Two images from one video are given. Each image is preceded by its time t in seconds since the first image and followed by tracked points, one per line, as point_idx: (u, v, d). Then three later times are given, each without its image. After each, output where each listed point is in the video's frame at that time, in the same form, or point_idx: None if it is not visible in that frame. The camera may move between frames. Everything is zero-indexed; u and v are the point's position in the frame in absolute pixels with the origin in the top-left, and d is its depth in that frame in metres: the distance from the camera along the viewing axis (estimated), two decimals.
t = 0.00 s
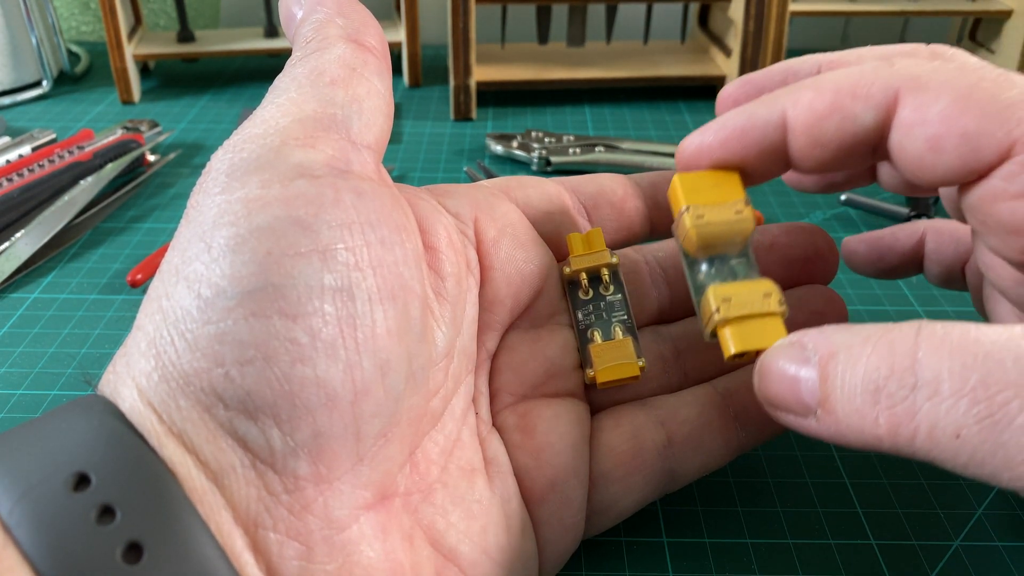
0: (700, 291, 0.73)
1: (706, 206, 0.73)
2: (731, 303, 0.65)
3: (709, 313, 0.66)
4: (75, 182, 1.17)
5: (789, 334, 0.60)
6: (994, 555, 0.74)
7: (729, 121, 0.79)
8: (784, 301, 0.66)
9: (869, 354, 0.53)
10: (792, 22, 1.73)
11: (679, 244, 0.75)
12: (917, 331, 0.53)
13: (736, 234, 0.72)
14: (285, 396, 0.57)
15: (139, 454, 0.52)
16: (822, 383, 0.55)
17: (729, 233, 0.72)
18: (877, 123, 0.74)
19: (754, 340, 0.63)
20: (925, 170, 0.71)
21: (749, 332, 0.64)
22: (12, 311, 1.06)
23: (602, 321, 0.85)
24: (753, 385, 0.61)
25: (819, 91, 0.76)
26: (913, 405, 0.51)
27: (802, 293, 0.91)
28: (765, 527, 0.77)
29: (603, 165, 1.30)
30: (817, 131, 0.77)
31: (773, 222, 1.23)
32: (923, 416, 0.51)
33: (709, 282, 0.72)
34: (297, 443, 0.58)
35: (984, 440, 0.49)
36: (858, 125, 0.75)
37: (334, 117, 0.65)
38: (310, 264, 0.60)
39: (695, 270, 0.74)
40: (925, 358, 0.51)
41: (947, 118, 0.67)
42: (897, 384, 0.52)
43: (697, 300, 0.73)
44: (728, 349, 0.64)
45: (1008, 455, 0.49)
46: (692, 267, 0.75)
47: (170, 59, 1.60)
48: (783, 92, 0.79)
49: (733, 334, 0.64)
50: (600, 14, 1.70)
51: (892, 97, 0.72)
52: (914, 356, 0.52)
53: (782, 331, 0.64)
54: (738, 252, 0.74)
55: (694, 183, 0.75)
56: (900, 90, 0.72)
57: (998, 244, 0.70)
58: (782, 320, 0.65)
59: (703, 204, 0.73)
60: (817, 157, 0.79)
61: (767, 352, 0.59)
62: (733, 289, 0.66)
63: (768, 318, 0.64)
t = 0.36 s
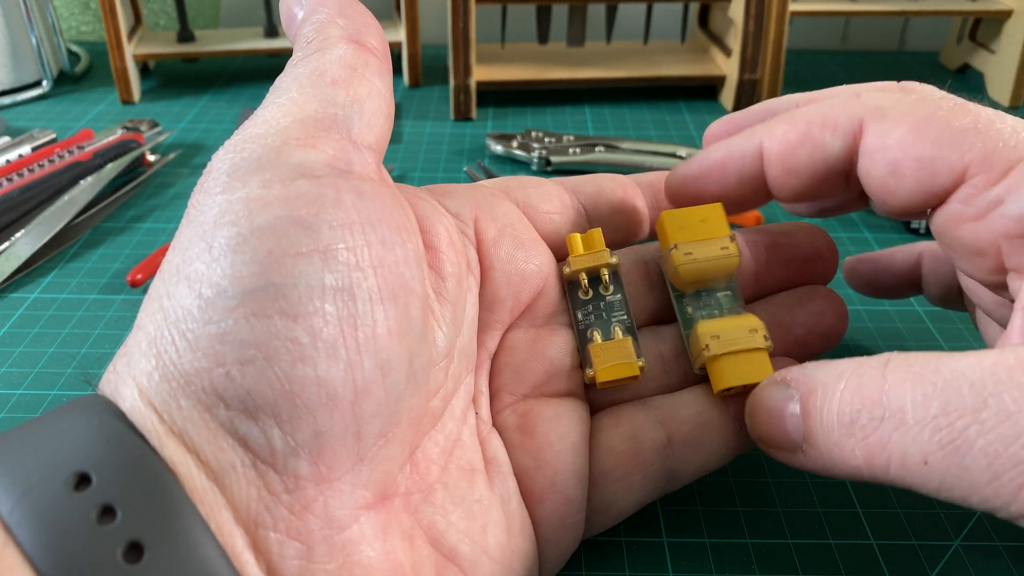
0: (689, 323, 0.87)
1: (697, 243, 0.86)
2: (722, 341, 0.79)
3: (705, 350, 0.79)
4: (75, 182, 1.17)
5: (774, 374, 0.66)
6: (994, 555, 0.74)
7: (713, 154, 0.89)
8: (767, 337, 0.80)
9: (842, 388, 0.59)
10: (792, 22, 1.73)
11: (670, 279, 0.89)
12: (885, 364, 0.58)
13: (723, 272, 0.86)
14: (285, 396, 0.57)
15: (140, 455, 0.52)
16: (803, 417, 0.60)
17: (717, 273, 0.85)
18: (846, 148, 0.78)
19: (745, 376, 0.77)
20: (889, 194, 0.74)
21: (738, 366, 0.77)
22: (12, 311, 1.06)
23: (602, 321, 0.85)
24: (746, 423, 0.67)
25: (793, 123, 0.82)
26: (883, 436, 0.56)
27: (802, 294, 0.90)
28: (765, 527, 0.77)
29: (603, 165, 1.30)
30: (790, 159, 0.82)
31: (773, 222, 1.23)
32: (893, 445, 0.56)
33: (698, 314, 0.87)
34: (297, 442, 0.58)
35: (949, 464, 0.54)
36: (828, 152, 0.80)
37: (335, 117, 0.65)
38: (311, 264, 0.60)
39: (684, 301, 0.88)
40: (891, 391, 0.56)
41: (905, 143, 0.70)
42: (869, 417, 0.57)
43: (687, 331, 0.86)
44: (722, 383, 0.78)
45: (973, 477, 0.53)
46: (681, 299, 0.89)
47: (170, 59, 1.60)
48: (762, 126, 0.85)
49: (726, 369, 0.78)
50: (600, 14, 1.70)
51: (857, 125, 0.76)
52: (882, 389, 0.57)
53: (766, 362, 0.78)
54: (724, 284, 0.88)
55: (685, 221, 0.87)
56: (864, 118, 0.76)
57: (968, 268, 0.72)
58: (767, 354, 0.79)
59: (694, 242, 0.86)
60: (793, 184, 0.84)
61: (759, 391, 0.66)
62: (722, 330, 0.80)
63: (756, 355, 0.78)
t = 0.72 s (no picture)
0: (687, 326, 0.87)
1: (692, 247, 0.86)
2: (717, 343, 0.79)
3: (703, 352, 0.79)
4: (75, 182, 1.17)
5: (791, 368, 0.64)
6: (994, 555, 0.74)
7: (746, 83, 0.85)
8: (766, 339, 0.80)
9: (868, 382, 0.57)
10: (792, 21, 1.73)
11: (667, 283, 0.89)
12: (915, 354, 0.56)
13: (720, 275, 0.86)
14: (286, 396, 0.57)
15: (140, 454, 0.52)
16: (827, 412, 0.58)
17: (715, 275, 0.86)
18: (881, 96, 0.75)
19: (742, 378, 0.77)
20: (914, 148, 0.71)
21: (733, 368, 0.78)
22: (12, 311, 1.06)
23: (602, 321, 0.85)
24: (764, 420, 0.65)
25: (833, 62, 0.79)
26: (911, 431, 0.54)
27: (802, 294, 0.90)
28: (765, 527, 0.77)
29: (603, 165, 1.30)
30: (823, 99, 0.80)
31: (773, 222, 1.23)
32: (923, 442, 0.54)
33: (697, 317, 0.87)
34: (297, 442, 0.58)
35: (984, 463, 0.52)
36: (863, 97, 0.76)
37: (336, 118, 0.65)
38: (311, 264, 0.60)
39: (683, 305, 0.89)
40: (922, 384, 0.54)
41: (944, 95, 0.67)
42: (898, 412, 0.54)
43: (685, 335, 0.87)
44: (720, 385, 0.78)
45: (1010, 477, 0.51)
46: (679, 303, 0.89)
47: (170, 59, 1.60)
48: (801, 62, 0.83)
49: (724, 371, 0.78)
50: (600, 14, 1.70)
51: (899, 72, 0.73)
52: (911, 383, 0.55)
53: (763, 363, 0.78)
54: (721, 287, 0.88)
55: (680, 226, 0.88)
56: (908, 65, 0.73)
57: (990, 244, 0.64)
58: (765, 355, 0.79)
59: (691, 246, 0.86)
60: (821, 126, 0.81)
61: (775, 387, 0.64)
62: (717, 331, 0.81)
63: (754, 356, 0.78)
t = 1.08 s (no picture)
0: (687, 326, 0.87)
1: (692, 247, 0.86)
2: (717, 344, 0.80)
3: (703, 353, 0.79)
4: (75, 182, 1.17)
5: (787, 387, 0.65)
6: (994, 555, 0.74)
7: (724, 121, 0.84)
8: (766, 339, 0.80)
9: (858, 402, 0.57)
10: (792, 21, 1.73)
11: (667, 283, 0.89)
12: (903, 371, 0.56)
13: (720, 275, 0.86)
14: (286, 396, 0.57)
15: (140, 455, 0.52)
16: (819, 433, 0.59)
17: (715, 275, 0.86)
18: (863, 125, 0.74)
19: (743, 378, 0.77)
20: (901, 173, 0.69)
21: (733, 368, 0.78)
22: (12, 311, 1.06)
23: (602, 321, 0.85)
24: (762, 438, 0.66)
25: (809, 95, 0.78)
26: (901, 450, 0.54)
27: (802, 295, 0.90)
28: (765, 527, 0.77)
29: (603, 165, 1.30)
30: (804, 133, 0.78)
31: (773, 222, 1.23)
32: (915, 460, 0.54)
33: (697, 318, 0.87)
34: (298, 442, 0.58)
35: (974, 480, 0.52)
36: (843, 126, 0.75)
37: (336, 118, 0.65)
38: (311, 264, 0.60)
39: (683, 305, 0.89)
40: (909, 403, 0.54)
41: (924, 121, 0.66)
42: (886, 433, 0.54)
43: (685, 335, 0.87)
44: (720, 386, 0.78)
45: (999, 493, 0.51)
46: (679, 303, 0.89)
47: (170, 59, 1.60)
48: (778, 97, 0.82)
49: (724, 372, 0.78)
50: (600, 13, 1.70)
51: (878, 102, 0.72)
52: (900, 401, 0.55)
53: (763, 363, 0.78)
54: (721, 287, 0.88)
55: (681, 226, 0.88)
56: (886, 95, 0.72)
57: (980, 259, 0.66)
58: (766, 355, 0.79)
59: (691, 246, 0.86)
60: (804, 160, 0.80)
61: (771, 405, 0.65)
62: (717, 332, 0.81)
63: (754, 356, 0.78)
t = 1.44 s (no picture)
0: (687, 326, 0.87)
1: (692, 247, 0.86)
2: (718, 344, 0.80)
3: (704, 353, 0.80)
4: (75, 182, 1.17)
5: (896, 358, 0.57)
6: (994, 555, 0.74)
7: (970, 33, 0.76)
8: (766, 339, 0.81)
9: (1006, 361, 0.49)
10: (792, 21, 1.73)
11: (668, 284, 0.89)
12: None
13: (721, 275, 0.86)
14: (285, 395, 0.57)
15: (139, 455, 0.52)
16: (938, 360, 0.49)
17: (715, 275, 0.86)
18: None
19: (743, 377, 0.77)
20: None
21: (733, 368, 0.78)
22: (12, 311, 1.06)
23: (602, 321, 0.85)
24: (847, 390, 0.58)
25: None
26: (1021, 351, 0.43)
27: (803, 292, 0.89)
28: (765, 527, 0.77)
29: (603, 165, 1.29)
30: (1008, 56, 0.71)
31: (773, 222, 1.23)
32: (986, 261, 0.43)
33: (697, 318, 0.87)
34: (297, 442, 0.58)
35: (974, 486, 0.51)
36: None
37: (334, 117, 0.65)
38: (310, 263, 0.60)
39: (683, 305, 0.89)
40: None
41: None
42: None
43: (685, 335, 0.87)
44: (721, 385, 0.78)
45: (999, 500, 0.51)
46: (679, 303, 0.89)
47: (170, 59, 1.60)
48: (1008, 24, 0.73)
49: (725, 371, 0.78)
50: (600, 14, 1.71)
51: None
52: None
53: (765, 363, 0.78)
54: (721, 287, 0.88)
55: (682, 225, 0.88)
56: None
57: None
58: (766, 355, 0.80)
59: (691, 246, 0.86)
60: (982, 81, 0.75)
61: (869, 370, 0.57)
62: (718, 332, 0.81)
63: (755, 356, 0.79)
